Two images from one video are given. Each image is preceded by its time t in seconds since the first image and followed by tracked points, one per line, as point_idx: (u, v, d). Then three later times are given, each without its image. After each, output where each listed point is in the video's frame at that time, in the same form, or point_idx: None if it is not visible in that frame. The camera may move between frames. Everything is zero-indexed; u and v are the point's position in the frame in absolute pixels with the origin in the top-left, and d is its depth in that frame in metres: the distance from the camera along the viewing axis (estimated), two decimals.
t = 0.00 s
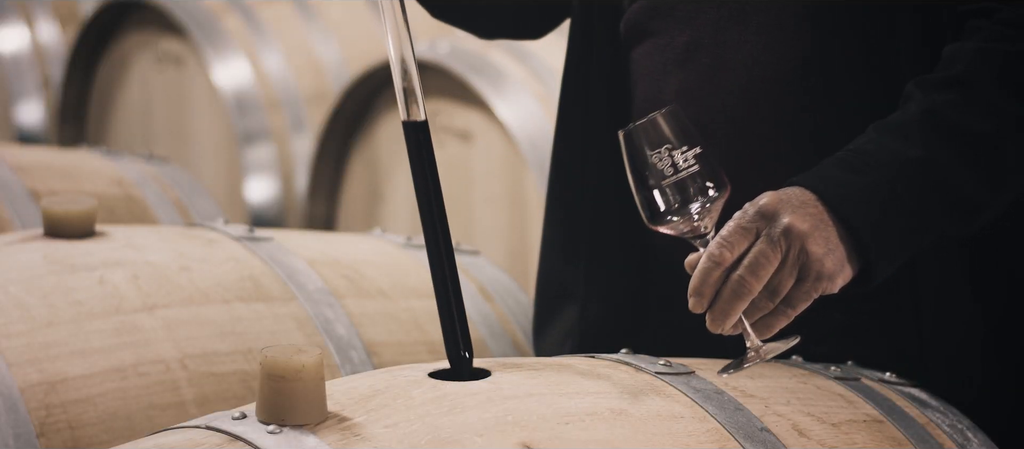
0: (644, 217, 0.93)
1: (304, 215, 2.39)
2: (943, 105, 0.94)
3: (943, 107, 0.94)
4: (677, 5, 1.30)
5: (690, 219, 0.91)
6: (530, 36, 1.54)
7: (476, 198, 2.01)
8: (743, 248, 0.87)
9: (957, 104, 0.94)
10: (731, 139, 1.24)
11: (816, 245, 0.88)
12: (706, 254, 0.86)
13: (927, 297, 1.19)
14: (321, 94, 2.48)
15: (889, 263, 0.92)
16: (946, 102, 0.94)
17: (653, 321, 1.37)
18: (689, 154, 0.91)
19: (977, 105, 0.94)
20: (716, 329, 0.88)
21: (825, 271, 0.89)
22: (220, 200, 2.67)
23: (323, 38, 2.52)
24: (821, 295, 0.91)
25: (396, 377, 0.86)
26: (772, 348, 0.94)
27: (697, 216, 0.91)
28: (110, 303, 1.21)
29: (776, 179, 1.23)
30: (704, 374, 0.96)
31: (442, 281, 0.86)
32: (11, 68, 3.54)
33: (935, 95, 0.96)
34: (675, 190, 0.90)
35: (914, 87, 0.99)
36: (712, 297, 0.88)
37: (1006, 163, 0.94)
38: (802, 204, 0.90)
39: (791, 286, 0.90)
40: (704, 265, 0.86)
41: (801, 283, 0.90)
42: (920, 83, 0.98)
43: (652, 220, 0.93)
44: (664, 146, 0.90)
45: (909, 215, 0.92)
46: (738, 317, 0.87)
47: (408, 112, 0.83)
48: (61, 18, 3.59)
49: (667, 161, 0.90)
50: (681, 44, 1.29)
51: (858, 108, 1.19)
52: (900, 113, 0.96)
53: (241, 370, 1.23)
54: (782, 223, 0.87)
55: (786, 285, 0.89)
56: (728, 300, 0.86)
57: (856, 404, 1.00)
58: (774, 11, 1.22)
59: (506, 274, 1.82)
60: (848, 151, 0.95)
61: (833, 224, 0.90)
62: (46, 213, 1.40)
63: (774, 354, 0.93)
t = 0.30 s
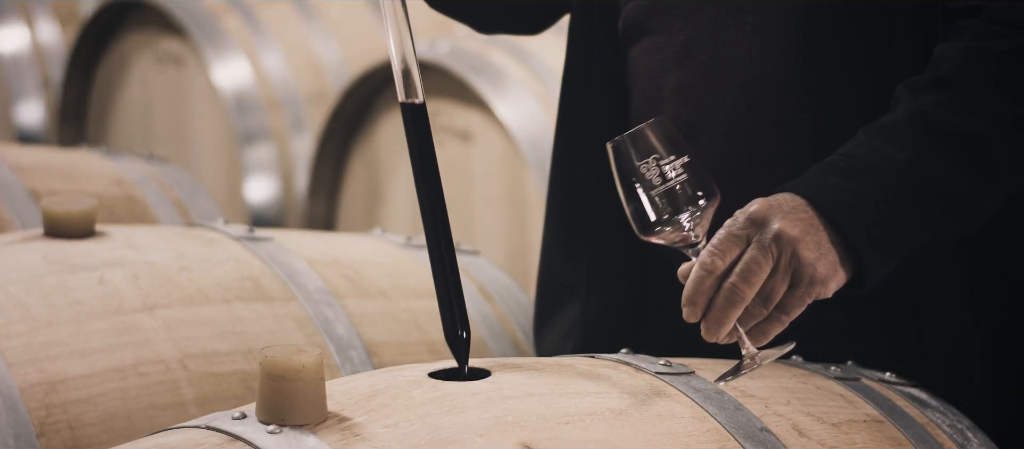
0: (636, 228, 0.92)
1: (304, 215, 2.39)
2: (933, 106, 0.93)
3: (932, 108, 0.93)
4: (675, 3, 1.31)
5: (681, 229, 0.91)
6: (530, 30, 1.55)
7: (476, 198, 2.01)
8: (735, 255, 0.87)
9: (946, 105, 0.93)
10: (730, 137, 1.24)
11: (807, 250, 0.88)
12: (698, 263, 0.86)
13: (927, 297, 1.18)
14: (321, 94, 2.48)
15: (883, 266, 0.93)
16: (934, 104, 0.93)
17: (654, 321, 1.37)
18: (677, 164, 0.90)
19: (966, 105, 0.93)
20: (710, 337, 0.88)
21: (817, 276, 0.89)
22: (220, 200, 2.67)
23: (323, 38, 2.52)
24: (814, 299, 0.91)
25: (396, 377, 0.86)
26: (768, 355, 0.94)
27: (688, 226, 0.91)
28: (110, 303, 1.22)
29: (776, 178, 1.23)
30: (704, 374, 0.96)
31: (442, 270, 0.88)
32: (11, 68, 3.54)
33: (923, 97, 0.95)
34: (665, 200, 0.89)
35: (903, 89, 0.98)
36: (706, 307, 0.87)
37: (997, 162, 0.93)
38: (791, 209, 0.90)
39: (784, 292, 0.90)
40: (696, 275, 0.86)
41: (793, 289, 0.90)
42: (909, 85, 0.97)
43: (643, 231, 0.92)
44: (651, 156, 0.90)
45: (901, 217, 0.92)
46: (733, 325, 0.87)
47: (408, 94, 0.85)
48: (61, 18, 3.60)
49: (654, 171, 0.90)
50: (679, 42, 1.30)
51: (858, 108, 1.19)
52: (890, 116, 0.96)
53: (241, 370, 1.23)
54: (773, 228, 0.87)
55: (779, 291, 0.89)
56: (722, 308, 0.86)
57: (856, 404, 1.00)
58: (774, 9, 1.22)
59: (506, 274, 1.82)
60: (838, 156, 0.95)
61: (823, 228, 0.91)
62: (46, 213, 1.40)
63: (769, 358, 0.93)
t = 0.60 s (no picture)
0: (619, 246, 0.90)
1: (304, 215, 2.39)
2: (917, 107, 0.93)
3: (916, 109, 0.93)
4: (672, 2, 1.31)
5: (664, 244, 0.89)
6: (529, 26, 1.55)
7: (475, 198, 2.01)
8: (719, 265, 0.86)
9: (930, 105, 0.93)
10: (729, 136, 1.25)
11: (792, 255, 0.87)
12: (683, 276, 0.85)
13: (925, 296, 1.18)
14: (321, 94, 2.47)
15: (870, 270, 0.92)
16: (918, 105, 0.93)
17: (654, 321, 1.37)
18: (655, 178, 0.88)
19: (949, 104, 0.92)
20: (704, 351, 0.86)
21: (803, 281, 0.88)
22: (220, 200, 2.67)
23: (322, 38, 2.53)
24: (803, 305, 0.90)
25: (397, 377, 0.86)
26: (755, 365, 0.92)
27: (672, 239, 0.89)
28: (110, 303, 1.22)
29: (776, 178, 1.23)
30: (704, 374, 0.96)
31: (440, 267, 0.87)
32: (11, 68, 3.54)
33: (906, 98, 0.95)
34: (646, 216, 0.88)
35: (886, 92, 0.97)
36: (695, 320, 0.86)
37: (982, 161, 0.93)
38: (773, 216, 0.90)
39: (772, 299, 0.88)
40: (683, 287, 0.85)
41: (781, 296, 0.89)
42: (892, 87, 0.97)
43: (627, 249, 0.90)
44: (628, 172, 0.88)
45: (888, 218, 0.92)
46: (724, 336, 0.85)
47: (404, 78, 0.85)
48: (61, 18, 3.60)
49: (633, 187, 0.88)
50: (676, 40, 1.30)
51: (859, 108, 1.18)
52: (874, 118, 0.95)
53: (241, 370, 1.23)
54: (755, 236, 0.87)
55: (767, 297, 0.87)
56: (711, 319, 0.84)
57: (856, 403, 1.00)
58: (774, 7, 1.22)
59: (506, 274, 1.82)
60: (821, 162, 0.94)
61: (807, 233, 0.90)
62: (46, 213, 1.40)
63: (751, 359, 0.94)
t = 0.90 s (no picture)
0: (604, 258, 0.90)
1: (304, 215, 2.39)
2: (899, 107, 0.93)
3: (898, 109, 0.93)
4: None
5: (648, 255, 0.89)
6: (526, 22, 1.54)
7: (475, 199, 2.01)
8: (705, 273, 0.85)
9: (912, 104, 0.93)
10: (727, 134, 1.25)
11: (776, 259, 0.86)
12: (670, 287, 0.85)
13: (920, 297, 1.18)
14: (321, 93, 2.47)
15: (859, 274, 0.91)
16: (901, 104, 0.93)
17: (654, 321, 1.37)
18: (635, 190, 0.87)
19: (932, 103, 0.92)
20: (695, 361, 0.84)
21: (790, 285, 0.86)
22: (220, 200, 2.67)
23: (322, 38, 2.53)
24: (792, 311, 0.88)
25: (397, 377, 0.86)
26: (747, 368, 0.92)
27: (656, 250, 0.89)
28: (110, 303, 1.22)
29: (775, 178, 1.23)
30: (704, 374, 0.96)
31: (445, 268, 0.89)
32: (11, 68, 3.53)
33: (889, 98, 0.95)
34: (628, 229, 0.87)
35: (869, 94, 0.97)
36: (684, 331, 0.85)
37: (966, 158, 0.92)
38: (757, 223, 0.89)
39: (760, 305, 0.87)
40: (671, 298, 0.84)
41: (768, 301, 0.87)
42: (875, 88, 0.97)
43: (612, 261, 0.90)
44: (608, 185, 0.87)
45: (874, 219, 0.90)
46: (714, 344, 0.83)
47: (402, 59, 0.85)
48: (61, 18, 3.61)
49: (613, 200, 0.87)
50: (674, 39, 1.30)
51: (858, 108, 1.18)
52: (857, 120, 0.95)
53: (241, 370, 1.23)
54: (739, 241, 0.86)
55: (754, 304, 0.86)
56: (700, 328, 0.83)
57: (856, 403, 1.00)
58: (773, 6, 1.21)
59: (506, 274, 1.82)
60: (804, 166, 0.93)
61: (791, 237, 0.89)
62: (46, 213, 1.40)
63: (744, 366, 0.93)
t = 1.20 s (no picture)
0: (592, 266, 0.88)
1: (304, 215, 2.39)
2: (883, 105, 0.92)
3: (882, 107, 0.92)
4: None
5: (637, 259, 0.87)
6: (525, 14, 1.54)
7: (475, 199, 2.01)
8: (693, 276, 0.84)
9: (897, 102, 0.92)
10: (726, 132, 1.25)
11: (763, 259, 0.85)
12: (657, 292, 0.84)
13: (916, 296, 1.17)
14: (320, 94, 2.47)
15: (845, 274, 0.90)
16: (886, 102, 0.92)
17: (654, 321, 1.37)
18: (620, 194, 0.86)
19: (917, 100, 0.91)
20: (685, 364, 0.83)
21: (778, 285, 0.85)
22: (220, 200, 2.66)
23: (322, 38, 2.53)
24: (781, 309, 0.87)
25: (397, 377, 0.86)
26: (741, 368, 0.92)
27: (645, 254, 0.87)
28: (110, 303, 1.22)
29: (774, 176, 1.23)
30: (704, 374, 0.96)
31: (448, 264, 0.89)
32: (11, 68, 3.53)
33: (874, 97, 0.94)
34: (615, 234, 0.85)
35: (855, 93, 0.97)
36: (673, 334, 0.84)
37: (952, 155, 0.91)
38: (744, 223, 0.88)
39: (748, 306, 0.86)
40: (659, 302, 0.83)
41: (756, 302, 0.86)
42: (861, 87, 0.96)
43: (601, 268, 0.88)
44: (592, 190, 0.85)
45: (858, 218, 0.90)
46: (703, 347, 0.83)
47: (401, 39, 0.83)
48: (61, 18, 3.61)
49: (598, 205, 0.85)
50: (672, 36, 1.30)
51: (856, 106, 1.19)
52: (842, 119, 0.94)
53: (241, 370, 1.23)
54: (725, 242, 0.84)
55: (742, 304, 0.85)
56: (688, 331, 0.82)
57: (856, 404, 1.00)
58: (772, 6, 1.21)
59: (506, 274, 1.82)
60: (790, 166, 0.92)
61: (778, 236, 0.88)
62: (46, 213, 1.40)
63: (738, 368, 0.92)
